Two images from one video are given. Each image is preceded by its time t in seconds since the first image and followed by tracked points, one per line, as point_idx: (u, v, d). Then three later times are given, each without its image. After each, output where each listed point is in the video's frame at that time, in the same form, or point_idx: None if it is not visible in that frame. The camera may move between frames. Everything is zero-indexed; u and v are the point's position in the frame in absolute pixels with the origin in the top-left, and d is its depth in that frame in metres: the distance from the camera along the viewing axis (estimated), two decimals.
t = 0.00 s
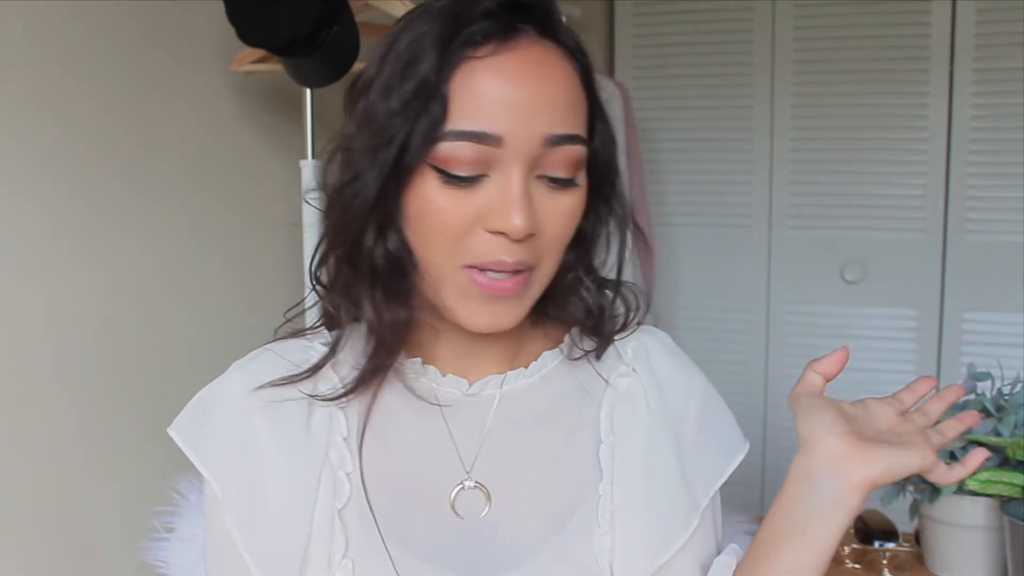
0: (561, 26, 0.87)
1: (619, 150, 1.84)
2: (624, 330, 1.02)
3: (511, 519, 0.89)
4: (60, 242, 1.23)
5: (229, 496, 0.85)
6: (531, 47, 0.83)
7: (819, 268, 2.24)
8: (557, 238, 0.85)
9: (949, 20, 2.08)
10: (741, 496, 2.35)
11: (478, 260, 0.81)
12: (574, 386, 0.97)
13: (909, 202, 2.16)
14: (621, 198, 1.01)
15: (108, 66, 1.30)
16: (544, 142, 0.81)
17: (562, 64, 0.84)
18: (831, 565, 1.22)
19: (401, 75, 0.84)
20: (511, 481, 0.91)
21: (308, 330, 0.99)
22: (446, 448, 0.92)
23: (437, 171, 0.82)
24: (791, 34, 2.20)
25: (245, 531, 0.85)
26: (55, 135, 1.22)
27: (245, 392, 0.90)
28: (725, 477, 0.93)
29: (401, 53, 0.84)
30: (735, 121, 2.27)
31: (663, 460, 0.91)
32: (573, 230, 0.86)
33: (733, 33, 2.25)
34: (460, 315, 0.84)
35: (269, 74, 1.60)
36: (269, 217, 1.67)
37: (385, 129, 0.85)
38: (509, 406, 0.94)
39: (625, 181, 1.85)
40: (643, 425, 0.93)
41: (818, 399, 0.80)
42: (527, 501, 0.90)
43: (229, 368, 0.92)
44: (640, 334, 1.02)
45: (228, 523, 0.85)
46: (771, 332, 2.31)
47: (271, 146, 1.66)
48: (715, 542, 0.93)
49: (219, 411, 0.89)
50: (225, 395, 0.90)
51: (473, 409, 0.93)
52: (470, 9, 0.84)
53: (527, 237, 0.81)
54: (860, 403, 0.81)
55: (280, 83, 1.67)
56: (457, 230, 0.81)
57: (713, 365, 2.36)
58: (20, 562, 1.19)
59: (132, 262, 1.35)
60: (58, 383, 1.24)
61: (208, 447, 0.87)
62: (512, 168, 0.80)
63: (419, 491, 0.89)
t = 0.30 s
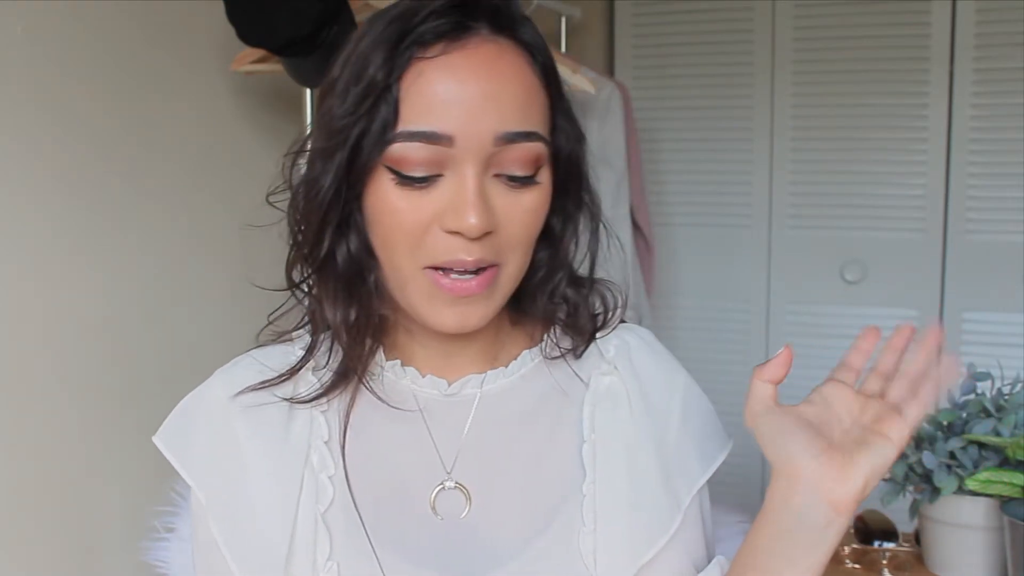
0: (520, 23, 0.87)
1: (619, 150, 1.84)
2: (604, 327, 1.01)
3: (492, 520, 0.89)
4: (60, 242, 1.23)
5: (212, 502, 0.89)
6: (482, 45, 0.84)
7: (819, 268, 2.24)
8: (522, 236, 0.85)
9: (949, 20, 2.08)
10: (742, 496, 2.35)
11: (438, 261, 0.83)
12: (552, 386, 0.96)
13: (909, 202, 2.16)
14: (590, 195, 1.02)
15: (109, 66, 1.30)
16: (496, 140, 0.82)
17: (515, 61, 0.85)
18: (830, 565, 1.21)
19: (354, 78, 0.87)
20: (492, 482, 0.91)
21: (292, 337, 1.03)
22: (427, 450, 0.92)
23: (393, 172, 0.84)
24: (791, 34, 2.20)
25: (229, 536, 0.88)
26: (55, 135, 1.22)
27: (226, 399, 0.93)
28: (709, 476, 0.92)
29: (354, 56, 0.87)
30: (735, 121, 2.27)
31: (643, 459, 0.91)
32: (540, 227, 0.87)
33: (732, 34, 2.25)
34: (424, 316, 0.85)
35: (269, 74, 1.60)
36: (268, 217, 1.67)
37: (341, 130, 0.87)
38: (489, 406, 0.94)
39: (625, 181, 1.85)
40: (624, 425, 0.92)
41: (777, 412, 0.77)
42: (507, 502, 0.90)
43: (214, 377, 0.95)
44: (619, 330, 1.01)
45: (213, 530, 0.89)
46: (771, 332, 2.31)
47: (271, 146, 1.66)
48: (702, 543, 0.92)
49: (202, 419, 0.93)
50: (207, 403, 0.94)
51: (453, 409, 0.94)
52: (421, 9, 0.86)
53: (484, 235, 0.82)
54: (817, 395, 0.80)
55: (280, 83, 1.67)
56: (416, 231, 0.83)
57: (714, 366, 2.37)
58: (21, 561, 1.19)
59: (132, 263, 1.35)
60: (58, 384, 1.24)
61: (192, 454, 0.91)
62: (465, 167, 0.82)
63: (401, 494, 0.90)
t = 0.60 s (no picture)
0: (500, 21, 0.88)
1: (619, 150, 1.84)
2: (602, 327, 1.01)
3: (491, 522, 0.89)
4: (60, 242, 1.23)
5: (212, 504, 0.90)
6: (459, 45, 0.85)
7: (818, 268, 2.24)
8: (512, 235, 0.85)
9: (949, 21, 2.08)
10: (742, 496, 2.34)
11: (425, 262, 0.83)
12: (551, 384, 0.96)
13: (909, 202, 2.16)
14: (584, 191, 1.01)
15: (109, 66, 1.30)
16: (477, 139, 0.83)
17: (493, 59, 0.85)
18: (830, 565, 1.21)
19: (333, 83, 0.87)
20: (490, 484, 0.91)
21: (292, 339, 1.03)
22: (425, 451, 0.92)
23: (376, 176, 0.84)
24: (791, 34, 2.20)
25: (228, 538, 0.88)
26: (55, 135, 1.22)
27: (226, 402, 0.94)
28: (708, 476, 0.92)
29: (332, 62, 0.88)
30: (735, 121, 2.27)
31: (643, 458, 0.91)
32: (530, 226, 0.86)
33: (732, 34, 2.25)
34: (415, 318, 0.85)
35: (269, 74, 1.60)
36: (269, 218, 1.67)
37: (322, 136, 0.88)
38: (489, 407, 0.94)
39: (625, 181, 1.85)
40: (623, 425, 0.92)
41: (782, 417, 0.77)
42: (505, 503, 0.90)
43: (214, 379, 0.96)
44: (617, 329, 1.01)
45: (213, 532, 0.89)
46: (771, 332, 2.31)
47: (271, 147, 1.66)
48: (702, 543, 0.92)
49: (202, 421, 0.94)
50: (208, 405, 0.94)
51: (451, 411, 0.94)
52: (396, 12, 0.86)
53: (471, 235, 0.82)
54: (833, 402, 0.76)
55: (281, 83, 1.67)
56: (401, 233, 0.83)
57: (714, 365, 2.37)
58: (21, 561, 1.19)
59: (132, 263, 1.35)
60: (59, 383, 1.24)
61: (192, 456, 0.92)
62: (448, 168, 0.82)
63: (399, 496, 0.90)
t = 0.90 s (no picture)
0: (500, 20, 0.88)
1: (619, 150, 1.84)
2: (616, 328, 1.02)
3: (503, 523, 0.90)
4: (60, 241, 1.23)
5: (227, 501, 0.89)
6: (457, 46, 0.85)
7: (819, 268, 2.24)
8: (517, 236, 0.85)
9: (949, 20, 2.08)
10: (742, 496, 2.34)
11: (430, 265, 0.83)
12: (565, 384, 0.96)
13: (909, 202, 2.16)
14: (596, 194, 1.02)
15: (108, 65, 1.30)
16: (477, 140, 0.82)
17: (492, 59, 0.85)
18: (830, 565, 1.21)
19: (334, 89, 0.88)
20: (504, 484, 0.91)
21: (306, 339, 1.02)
22: (439, 452, 0.92)
23: (378, 178, 0.85)
24: (791, 35, 2.20)
25: (243, 537, 0.88)
26: (54, 135, 1.22)
27: (242, 399, 0.93)
28: (720, 478, 0.93)
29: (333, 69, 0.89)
30: (735, 121, 2.27)
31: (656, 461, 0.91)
32: (537, 227, 0.86)
33: (733, 34, 2.25)
34: (424, 322, 0.86)
35: (269, 74, 1.60)
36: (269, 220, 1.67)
37: (324, 141, 0.89)
38: (504, 408, 0.94)
39: (625, 180, 1.85)
40: (636, 427, 0.93)
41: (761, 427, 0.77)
42: (517, 503, 0.91)
43: (229, 376, 0.95)
44: (631, 330, 1.01)
45: (226, 529, 0.89)
46: (771, 332, 2.31)
47: (271, 147, 1.66)
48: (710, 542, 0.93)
49: (217, 418, 0.93)
50: (223, 403, 0.93)
51: (467, 412, 0.94)
52: (394, 15, 0.87)
53: (474, 235, 0.82)
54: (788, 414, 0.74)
55: (280, 83, 1.67)
56: (405, 236, 0.83)
57: (713, 365, 2.36)
58: (21, 561, 1.19)
59: (132, 263, 1.35)
60: (59, 383, 1.24)
61: (207, 453, 0.91)
62: (449, 169, 0.82)
63: (413, 496, 0.91)
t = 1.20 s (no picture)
0: (518, 15, 0.91)
1: (619, 150, 1.85)
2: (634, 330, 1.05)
3: (516, 524, 0.90)
4: (60, 241, 1.23)
5: (243, 493, 0.90)
6: (471, 33, 0.89)
7: (819, 268, 2.24)
8: (522, 220, 0.86)
9: (949, 20, 2.08)
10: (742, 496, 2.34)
11: (434, 241, 0.85)
12: (581, 384, 0.97)
13: (909, 202, 2.16)
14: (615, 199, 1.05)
15: (108, 65, 1.30)
16: (482, 118, 0.86)
17: (503, 47, 0.88)
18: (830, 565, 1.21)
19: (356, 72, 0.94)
20: (517, 484, 0.91)
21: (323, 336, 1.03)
22: (454, 450, 0.93)
23: (389, 154, 0.89)
24: (791, 35, 2.20)
25: (257, 528, 0.88)
26: (54, 135, 1.22)
27: (261, 393, 0.94)
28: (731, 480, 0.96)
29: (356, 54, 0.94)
30: (735, 121, 2.27)
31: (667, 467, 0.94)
32: (543, 213, 0.87)
33: (733, 34, 2.25)
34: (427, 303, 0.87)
35: (269, 74, 1.60)
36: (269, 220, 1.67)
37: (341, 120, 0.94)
38: (519, 408, 0.94)
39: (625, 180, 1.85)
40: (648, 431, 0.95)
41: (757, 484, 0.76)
42: (530, 503, 0.91)
43: (248, 370, 0.96)
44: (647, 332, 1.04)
45: (242, 521, 0.89)
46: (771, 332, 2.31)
47: (271, 147, 1.66)
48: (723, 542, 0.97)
49: (234, 412, 0.93)
50: (241, 396, 0.94)
51: (481, 412, 0.94)
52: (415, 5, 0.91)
53: (476, 213, 0.83)
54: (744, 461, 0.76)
55: (280, 83, 1.67)
56: (411, 213, 0.86)
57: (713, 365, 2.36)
58: (21, 561, 1.19)
59: (132, 262, 1.35)
60: (59, 383, 1.24)
61: (223, 445, 0.92)
62: (455, 146, 0.86)
63: (425, 495, 0.91)
